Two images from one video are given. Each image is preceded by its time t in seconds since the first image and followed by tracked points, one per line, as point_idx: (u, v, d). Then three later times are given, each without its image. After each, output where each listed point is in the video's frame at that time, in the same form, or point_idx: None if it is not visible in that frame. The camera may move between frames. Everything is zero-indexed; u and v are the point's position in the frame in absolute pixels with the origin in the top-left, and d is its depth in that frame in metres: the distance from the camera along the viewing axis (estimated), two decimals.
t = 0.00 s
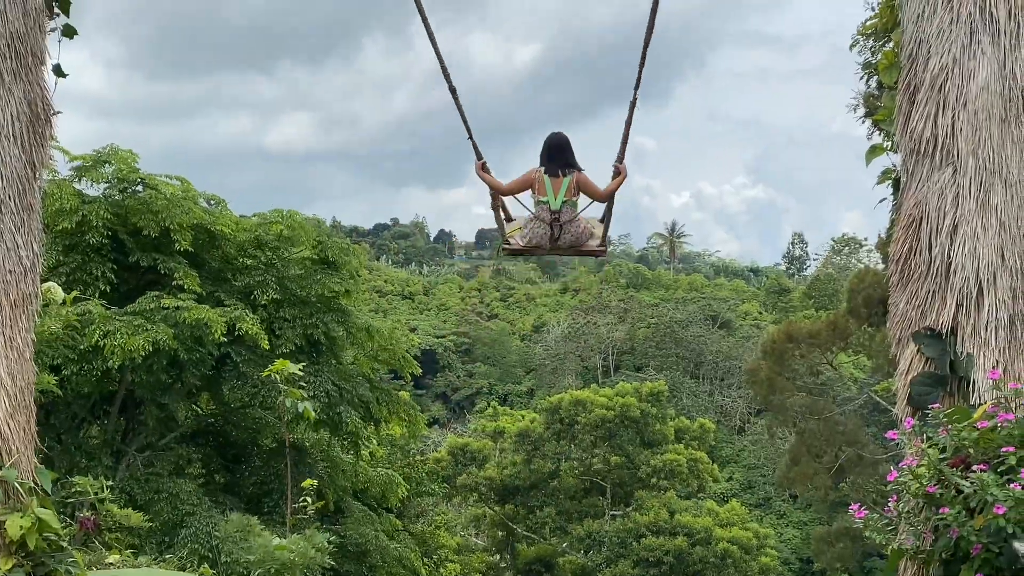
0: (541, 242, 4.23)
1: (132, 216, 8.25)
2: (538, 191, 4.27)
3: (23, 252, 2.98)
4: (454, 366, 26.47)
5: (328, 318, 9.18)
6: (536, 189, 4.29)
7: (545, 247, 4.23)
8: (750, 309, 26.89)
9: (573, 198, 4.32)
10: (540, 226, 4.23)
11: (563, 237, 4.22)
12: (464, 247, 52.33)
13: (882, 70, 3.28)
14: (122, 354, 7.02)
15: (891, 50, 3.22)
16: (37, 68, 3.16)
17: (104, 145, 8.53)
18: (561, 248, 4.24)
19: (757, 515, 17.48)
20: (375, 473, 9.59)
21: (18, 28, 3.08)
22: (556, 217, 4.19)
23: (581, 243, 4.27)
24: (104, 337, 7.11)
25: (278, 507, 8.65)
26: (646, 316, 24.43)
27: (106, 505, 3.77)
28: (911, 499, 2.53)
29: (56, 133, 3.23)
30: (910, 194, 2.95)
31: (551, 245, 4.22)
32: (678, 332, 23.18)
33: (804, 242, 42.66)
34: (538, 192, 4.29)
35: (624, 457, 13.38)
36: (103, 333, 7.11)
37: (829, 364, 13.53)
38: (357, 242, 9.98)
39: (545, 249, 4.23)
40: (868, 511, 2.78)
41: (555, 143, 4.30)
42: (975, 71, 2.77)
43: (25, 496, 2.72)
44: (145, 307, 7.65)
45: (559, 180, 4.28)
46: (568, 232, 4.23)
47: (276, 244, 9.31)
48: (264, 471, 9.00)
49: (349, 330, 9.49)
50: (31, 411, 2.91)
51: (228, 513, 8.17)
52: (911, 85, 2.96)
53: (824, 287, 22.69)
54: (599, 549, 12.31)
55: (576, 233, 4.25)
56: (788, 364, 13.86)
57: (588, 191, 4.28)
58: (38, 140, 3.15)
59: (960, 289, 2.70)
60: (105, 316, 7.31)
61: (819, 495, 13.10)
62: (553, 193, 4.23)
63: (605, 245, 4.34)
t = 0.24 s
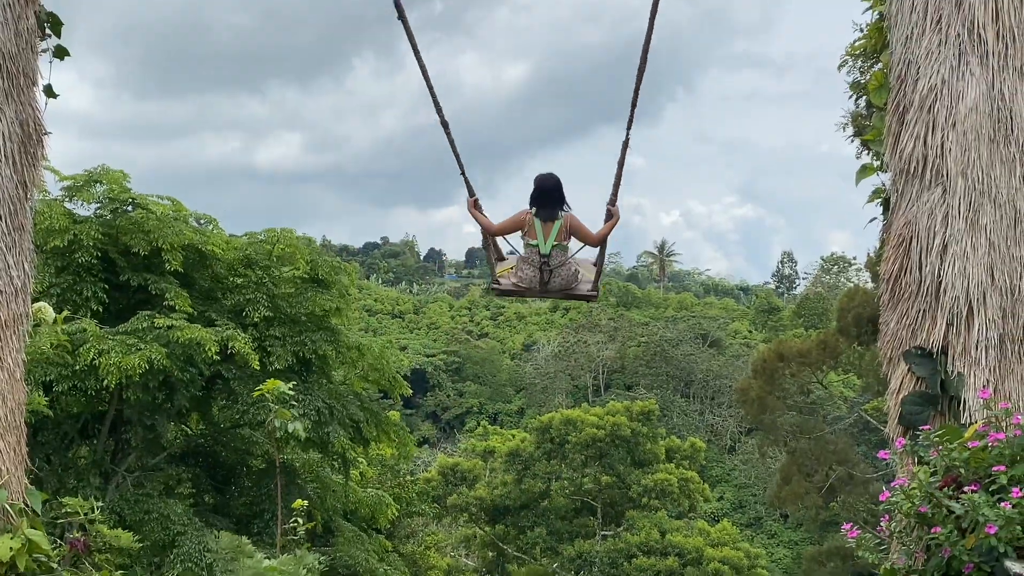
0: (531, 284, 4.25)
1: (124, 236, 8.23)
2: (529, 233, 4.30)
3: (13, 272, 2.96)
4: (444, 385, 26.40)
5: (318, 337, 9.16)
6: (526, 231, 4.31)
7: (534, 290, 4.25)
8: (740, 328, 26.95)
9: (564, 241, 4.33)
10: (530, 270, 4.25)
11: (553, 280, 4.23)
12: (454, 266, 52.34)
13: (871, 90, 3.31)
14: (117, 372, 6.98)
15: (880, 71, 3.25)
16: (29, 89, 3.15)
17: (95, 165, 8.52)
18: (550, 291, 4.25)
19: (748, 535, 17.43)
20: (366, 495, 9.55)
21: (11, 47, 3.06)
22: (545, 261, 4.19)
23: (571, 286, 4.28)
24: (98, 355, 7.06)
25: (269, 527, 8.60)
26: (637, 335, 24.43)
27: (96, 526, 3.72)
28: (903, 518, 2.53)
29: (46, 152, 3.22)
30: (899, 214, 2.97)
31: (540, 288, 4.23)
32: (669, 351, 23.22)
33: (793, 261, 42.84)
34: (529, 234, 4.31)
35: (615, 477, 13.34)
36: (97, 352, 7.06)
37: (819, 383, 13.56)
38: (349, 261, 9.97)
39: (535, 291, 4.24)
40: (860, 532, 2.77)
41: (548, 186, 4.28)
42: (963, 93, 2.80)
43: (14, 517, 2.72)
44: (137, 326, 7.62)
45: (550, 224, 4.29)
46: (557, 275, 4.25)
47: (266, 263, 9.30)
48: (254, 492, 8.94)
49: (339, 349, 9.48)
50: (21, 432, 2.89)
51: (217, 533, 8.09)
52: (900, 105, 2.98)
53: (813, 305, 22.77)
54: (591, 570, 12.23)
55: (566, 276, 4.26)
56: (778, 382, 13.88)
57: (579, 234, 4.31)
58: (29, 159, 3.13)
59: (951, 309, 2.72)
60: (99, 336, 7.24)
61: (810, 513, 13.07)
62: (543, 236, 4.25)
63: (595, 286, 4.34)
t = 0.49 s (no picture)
0: (513, 392, 4.01)
1: (123, 246, 8.24)
2: (509, 329, 4.10)
3: (15, 282, 2.97)
4: (444, 394, 26.39)
5: (319, 346, 9.18)
6: (508, 328, 4.10)
7: (517, 397, 4.01)
8: (740, 335, 26.96)
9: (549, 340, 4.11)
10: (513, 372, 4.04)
11: (536, 385, 4.01)
12: (454, 275, 52.36)
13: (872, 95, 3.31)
14: (117, 382, 6.98)
15: (881, 75, 3.26)
16: (30, 99, 3.16)
17: (95, 175, 8.53)
18: (534, 399, 4.02)
19: (750, 542, 17.39)
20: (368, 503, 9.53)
21: (12, 58, 3.07)
22: (529, 360, 3.99)
23: (556, 392, 4.08)
24: (99, 365, 7.07)
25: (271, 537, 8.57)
26: (637, 342, 24.44)
27: (99, 535, 3.71)
28: (908, 523, 2.53)
29: (46, 162, 3.23)
30: (902, 220, 2.97)
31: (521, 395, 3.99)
32: (669, 358, 23.25)
33: (793, 267, 42.95)
34: (510, 332, 4.10)
35: (616, 485, 13.32)
36: (97, 361, 7.08)
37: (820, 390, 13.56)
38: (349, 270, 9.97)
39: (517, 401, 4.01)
40: (866, 537, 2.78)
41: (535, 277, 4.12)
42: (964, 97, 2.81)
43: (15, 529, 2.71)
44: (139, 336, 7.62)
45: (535, 319, 4.12)
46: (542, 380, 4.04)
47: (266, 272, 9.30)
48: (255, 501, 8.93)
49: (339, 358, 9.49)
50: (23, 443, 2.88)
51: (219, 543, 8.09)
52: (902, 109, 2.99)
53: (813, 312, 22.78)
54: None
55: (550, 381, 4.06)
56: (779, 389, 13.89)
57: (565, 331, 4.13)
58: (30, 169, 3.14)
59: (954, 313, 2.72)
60: (99, 345, 7.26)
61: (812, 520, 13.04)
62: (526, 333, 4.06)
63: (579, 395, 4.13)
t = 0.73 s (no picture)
0: (452, 501, 2.85)
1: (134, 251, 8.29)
2: (440, 407, 2.95)
3: (27, 287, 2.99)
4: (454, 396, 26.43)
5: (330, 349, 9.20)
6: (443, 406, 2.95)
7: (457, 508, 2.86)
8: (750, 334, 26.89)
9: (503, 419, 2.95)
10: (452, 473, 2.87)
11: (482, 491, 2.86)
12: (463, 277, 52.43)
13: (882, 91, 3.31)
14: (128, 387, 7.03)
15: (890, 71, 3.26)
16: (40, 106, 3.18)
17: (106, 180, 8.58)
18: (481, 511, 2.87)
19: (762, 541, 17.35)
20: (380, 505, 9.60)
21: (21, 64, 3.09)
22: (472, 449, 2.88)
23: (513, 502, 2.90)
24: (110, 369, 7.12)
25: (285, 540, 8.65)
26: (646, 342, 24.40)
27: (113, 538, 3.73)
28: (922, 519, 2.53)
29: (58, 168, 3.25)
30: (912, 216, 2.97)
31: (462, 501, 2.84)
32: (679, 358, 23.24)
33: (802, 265, 42.84)
34: (446, 409, 2.94)
35: (627, 485, 13.30)
36: (109, 366, 7.12)
37: (831, 388, 13.52)
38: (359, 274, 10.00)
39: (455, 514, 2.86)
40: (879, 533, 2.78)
41: (482, 337, 2.99)
42: (974, 92, 2.81)
43: (31, 533, 2.73)
44: (150, 341, 7.66)
45: (480, 388, 2.96)
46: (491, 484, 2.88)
47: (276, 276, 9.35)
48: (268, 504, 9.00)
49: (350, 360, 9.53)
50: (37, 447, 2.90)
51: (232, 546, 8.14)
52: (911, 105, 2.98)
53: (823, 310, 22.70)
54: None
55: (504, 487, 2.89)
56: (790, 388, 13.85)
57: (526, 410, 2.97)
58: (42, 175, 3.16)
59: (966, 309, 2.72)
60: (110, 350, 7.32)
61: (824, 518, 12.99)
62: (468, 411, 2.91)
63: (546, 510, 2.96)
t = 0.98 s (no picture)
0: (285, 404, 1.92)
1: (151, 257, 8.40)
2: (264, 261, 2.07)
3: (47, 296, 3.04)
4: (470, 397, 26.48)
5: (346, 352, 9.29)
6: (275, 262, 2.06)
7: (301, 416, 1.90)
8: (766, 331, 26.80)
9: (371, 280, 2.04)
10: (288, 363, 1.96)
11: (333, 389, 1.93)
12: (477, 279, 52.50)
13: (893, 88, 3.31)
14: (146, 392, 7.14)
15: (901, 68, 3.26)
16: (56, 116, 3.23)
17: (122, 188, 8.68)
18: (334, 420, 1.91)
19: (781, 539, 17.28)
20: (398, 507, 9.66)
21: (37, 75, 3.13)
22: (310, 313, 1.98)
23: (386, 414, 1.94)
24: (127, 375, 7.21)
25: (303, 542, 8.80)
26: (662, 340, 24.38)
27: (134, 543, 3.78)
28: (940, 515, 2.53)
29: (74, 176, 3.29)
30: (926, 212, 2.96)
31: (300, 397, 1.91)
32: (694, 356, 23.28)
33: (818, 262, 42.66)
34: (277, 263, 2.05)
35: (644, 484, 13.30)
36: (126, 372, 7.22)
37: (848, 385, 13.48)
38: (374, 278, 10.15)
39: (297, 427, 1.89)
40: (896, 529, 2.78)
41: (339, 163, 2.13)
42: (985, 88, 2.81)
43: (54, 539, 2.77)
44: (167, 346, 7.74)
45: (329, 230, 2.05)
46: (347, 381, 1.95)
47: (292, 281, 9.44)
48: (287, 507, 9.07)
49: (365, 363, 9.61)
50: (58, 453, 2.93)
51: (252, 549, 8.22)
52: (923, 101, 2.97)
53: (840, 306, 22.59)
54: None
55: (370, 384, 1.95)
56: (807, 385, 13.80)
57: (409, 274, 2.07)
58: (59, 184, 3.21)
59: (980, 305, 2.72)
60: (127, 356, 7.43)
61: (843, 515, 12.93)
62: (308, 264, 2.03)
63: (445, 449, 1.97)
